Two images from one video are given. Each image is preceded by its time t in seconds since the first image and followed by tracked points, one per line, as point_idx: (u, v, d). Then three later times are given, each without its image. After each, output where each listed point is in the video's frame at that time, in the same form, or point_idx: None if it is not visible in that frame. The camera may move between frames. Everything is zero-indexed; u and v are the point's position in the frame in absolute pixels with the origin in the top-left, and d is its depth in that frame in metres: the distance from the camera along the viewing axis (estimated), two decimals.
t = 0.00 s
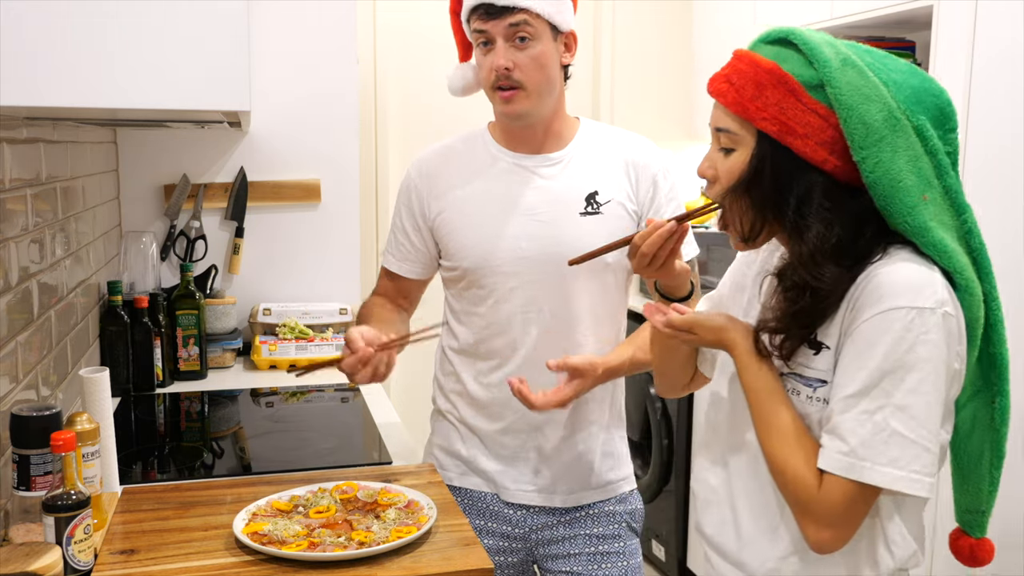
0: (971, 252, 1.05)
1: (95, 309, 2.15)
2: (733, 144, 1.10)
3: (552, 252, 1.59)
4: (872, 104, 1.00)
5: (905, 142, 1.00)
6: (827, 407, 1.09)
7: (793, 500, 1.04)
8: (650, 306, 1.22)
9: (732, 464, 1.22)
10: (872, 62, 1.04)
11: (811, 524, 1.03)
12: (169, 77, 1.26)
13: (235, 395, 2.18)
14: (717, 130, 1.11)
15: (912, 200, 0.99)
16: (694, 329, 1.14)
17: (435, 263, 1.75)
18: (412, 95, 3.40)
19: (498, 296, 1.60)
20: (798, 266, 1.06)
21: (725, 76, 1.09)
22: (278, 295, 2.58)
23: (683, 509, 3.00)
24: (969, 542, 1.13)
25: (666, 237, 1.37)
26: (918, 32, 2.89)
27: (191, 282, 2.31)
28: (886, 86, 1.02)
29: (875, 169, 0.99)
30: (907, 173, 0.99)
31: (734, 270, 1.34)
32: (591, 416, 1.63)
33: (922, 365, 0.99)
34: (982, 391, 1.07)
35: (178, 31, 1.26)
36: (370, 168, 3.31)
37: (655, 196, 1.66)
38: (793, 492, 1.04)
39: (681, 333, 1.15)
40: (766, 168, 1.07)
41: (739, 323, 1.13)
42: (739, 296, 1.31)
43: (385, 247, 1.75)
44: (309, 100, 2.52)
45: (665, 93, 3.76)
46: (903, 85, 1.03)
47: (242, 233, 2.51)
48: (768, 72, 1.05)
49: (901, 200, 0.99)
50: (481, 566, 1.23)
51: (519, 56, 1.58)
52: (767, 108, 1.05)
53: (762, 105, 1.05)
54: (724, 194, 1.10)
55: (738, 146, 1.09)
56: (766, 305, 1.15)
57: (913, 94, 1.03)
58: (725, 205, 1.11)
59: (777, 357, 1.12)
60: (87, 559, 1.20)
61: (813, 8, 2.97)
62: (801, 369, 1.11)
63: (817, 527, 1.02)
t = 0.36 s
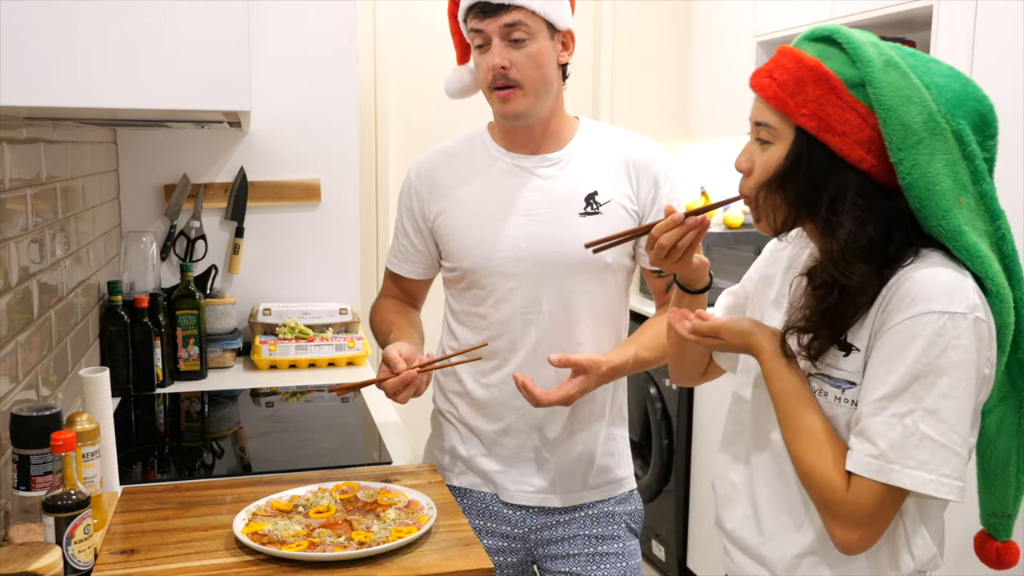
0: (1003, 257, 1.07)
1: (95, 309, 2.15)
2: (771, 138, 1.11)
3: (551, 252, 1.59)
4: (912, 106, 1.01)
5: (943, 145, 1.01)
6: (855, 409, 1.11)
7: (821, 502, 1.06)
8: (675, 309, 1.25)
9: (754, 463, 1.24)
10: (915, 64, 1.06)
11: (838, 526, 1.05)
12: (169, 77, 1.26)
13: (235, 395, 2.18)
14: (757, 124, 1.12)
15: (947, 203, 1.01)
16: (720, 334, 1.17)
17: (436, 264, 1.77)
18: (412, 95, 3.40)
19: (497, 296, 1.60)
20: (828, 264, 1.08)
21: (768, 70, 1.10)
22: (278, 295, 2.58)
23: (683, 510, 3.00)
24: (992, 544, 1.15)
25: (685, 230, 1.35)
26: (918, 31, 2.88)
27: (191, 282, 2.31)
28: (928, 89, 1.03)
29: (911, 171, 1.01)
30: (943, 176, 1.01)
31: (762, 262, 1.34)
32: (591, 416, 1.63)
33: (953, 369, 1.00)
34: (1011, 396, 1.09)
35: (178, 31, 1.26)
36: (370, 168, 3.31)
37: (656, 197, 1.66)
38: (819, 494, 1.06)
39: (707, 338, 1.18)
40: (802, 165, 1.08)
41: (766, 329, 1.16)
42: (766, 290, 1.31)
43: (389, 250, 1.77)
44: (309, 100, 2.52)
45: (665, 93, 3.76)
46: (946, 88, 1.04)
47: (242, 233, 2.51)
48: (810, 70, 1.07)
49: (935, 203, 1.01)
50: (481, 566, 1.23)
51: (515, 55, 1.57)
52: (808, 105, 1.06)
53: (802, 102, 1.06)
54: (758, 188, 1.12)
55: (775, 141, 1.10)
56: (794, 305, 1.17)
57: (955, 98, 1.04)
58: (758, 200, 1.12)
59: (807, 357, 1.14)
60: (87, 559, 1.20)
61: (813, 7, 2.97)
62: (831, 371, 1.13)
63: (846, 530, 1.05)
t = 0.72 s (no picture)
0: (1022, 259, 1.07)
1: (95, 309, 2.15)
2: (802, 130, 1.11)
3: (552, 252, 1.59)
4: (943, 101, 1.02)
5: (971, 142, 1.02)
6: (868, 406, 1.11)
7: (836, 499, 1.05)
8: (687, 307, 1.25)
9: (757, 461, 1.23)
10: (945, 63, 1.07)
11: (853, 524, 1.04)
12: (170, 77, 1.26)
13: (235, 395, 2.18)
14: (786, 117, 1.12)
15: (972, 199, 1.01)
16: (728, 335, 1.16)
17: (433, 259, 1.77)
18: (413, 95, 3.40)
19: (498, 296, 1.60)
20: (857, 252, 1.08)
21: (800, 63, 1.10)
22: (278, 295, 2.58)
23: (683, 510, 3.00)
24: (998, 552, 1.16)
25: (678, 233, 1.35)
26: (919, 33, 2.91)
27: (191, 282, 2.31)
28: (958, 87, 1.04)
29: (939, 165, 1.01)
30: (970, 171, 1.01)
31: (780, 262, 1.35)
32: (591, 416, 1.63)
33: (969, 369, 1.00)
34: None
35: (179, 31, 1.26)
36: (370, 167, 3.31)
37: (658, 199, 1.66)
38: (833, 491, 1.05)
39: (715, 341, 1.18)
40: (833, 156, 1.08)
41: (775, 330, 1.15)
42: (781, 291, 1.33)
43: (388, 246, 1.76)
44: (309, 100, 2.52)
45: (666, 93, 3.76)
46: (974, 87, 1.05)
47: (242, 233, 2.51)
48: (844, 63, 1.07)
49: (962, 198, 1.01)
50: (481, 566, 1.23)
51: (518, 52, 1.57)
52: (840, 97, 1.07)
53: (835, 94, 1.07)
54: (786, 179, 1.12)
55: (806, 133, 1.10)
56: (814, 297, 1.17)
57: (982, 98, 1.05)
58: (788, 191, 1.12)
59: (822, 351, 1.14)
60: (87, 559, 1.20)
61: (813, 8, 2.97)
62: (845, 367, 1.13)
63: (860, 528, 1.04)
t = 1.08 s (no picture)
0: None
1: (95, 309, 2.15)
2: (864, 111, 1.10)
3: (552, 251, 1.59)
4: (999, 100, 1.08)
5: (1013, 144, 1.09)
6: (892, 413, 1.13)
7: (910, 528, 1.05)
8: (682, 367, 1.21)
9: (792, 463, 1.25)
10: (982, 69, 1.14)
11: (934, 548, 1.05)
12: (170, 77, 1.26)
13: (235, 395, 2.18)
14: (847, 96, 1.10)
15: (1013, 196, 1.08)
16: (758, 392, 1.10)
17: (429, 259, 1.74)
18: (413, 95, 3.40)
19: (497, 295, 1.60)
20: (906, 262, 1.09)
21: (864, 43, 1.10)
22: (278, 295, 2.59)
23: (683, 510, 3.00)
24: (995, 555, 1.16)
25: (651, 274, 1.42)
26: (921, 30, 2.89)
27: (191, 282, 2.31)
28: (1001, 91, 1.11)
29: (993, 158, 1.07)
30: (1012, 171, 1.08)
31: (767, 264, 1.38)
32: (591, 416, 1.63)
33: (1009, 375, 1.03)
34: None
35: (178, 31, 1.26)
36: (370, 167, 3.31)
37: (661, 199, 1.66)
38: (910, 522, 1.05)
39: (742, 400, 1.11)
40: (899, 140, 1.08)
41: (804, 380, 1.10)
42: (771, 292, 1.36)
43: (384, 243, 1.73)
44: (309, 100, 2.52)
45: (666, 93, 3.76)
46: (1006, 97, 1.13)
47: (242, 233, 2.51)
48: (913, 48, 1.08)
49: (1005, 194, 1.07)
50: (481, 566, 1.23)
51: (532, 49, 1.57)
52: (913, 81, 1.07)
53: (908, 77, 1.07)
54: (847, 161, 1.10)
55: (868, 114, 1.10)
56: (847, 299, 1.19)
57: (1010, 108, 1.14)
58: (849, 174, 1.10)
59: (852, 347, 1.16)
60: (86, 559, 1.20)
61: (813, 8, 2.97)
62: (865, 376, 1.15)
63: (942, 550, 1.05)
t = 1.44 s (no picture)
0: None
1: (95, 309, 2.15)
2: (921, 115, 1.16)
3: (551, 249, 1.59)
4: None
5: None
6: (894, 426, 1.20)
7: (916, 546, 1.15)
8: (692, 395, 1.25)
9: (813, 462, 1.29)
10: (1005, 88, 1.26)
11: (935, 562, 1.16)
12: (170, 77, 1.26)
13: (235, 395, 2.18)
14: (907, 97, 1.16)
15: None
16: (769, 424, 1.18)
17: (429, 259, 1.71)
18: (412, 95, 3.39)
19: (496, 292, 1.60)
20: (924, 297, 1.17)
21: (929, 45, 1.16)
22: (278, 295, 2.59)
23: (683, 510, 3.00)
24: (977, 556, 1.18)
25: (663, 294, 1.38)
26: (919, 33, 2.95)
27: (191, 282, 2.31)
28: None
29: None
30: None
31: (757, 255, 1.42)
32: (591, 414, 1.63)
33: (1016, 405, 1.12)
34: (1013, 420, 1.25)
35: (178, 31, 1.26)
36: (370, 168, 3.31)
37: (658, 193, 1.67)
38: (920, 544, 1.15)
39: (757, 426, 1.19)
40: (955, 147, 1.15)
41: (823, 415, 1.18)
42: (762, 286, 1.40)
43: (383, 243, 1.72)
44: (310, 100, 2.52)
45: (666, 92, 3.75)
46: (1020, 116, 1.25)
47: (242, 233, 2.51)
48: (976, 56, 1.16)
49: None
50: (481, 565, 1.23)
51: (563, 65, 1.58)
52: (975, 89, 1.15)
53: (971, 84, 1.15)
54: (899, 161, 1.16)
55: (925, 118, 1.16)
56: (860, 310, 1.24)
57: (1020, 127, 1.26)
58: (898, 175, 1.16)
59: (874, 350, 1.22)
60: (87, 559, 1.20)
61: (813, 8, 2.97)
62: (874, 389, 1.21)
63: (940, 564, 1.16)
